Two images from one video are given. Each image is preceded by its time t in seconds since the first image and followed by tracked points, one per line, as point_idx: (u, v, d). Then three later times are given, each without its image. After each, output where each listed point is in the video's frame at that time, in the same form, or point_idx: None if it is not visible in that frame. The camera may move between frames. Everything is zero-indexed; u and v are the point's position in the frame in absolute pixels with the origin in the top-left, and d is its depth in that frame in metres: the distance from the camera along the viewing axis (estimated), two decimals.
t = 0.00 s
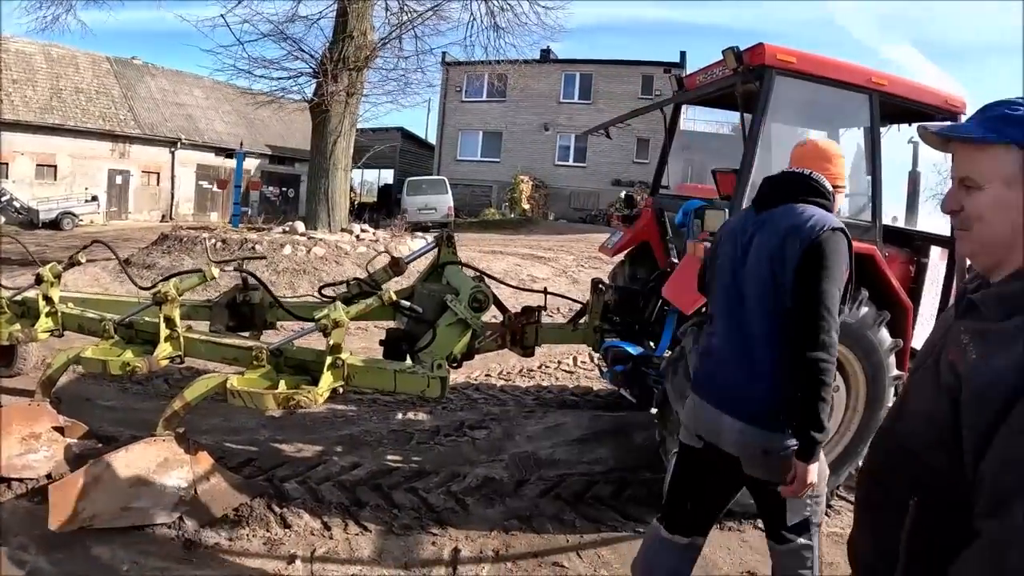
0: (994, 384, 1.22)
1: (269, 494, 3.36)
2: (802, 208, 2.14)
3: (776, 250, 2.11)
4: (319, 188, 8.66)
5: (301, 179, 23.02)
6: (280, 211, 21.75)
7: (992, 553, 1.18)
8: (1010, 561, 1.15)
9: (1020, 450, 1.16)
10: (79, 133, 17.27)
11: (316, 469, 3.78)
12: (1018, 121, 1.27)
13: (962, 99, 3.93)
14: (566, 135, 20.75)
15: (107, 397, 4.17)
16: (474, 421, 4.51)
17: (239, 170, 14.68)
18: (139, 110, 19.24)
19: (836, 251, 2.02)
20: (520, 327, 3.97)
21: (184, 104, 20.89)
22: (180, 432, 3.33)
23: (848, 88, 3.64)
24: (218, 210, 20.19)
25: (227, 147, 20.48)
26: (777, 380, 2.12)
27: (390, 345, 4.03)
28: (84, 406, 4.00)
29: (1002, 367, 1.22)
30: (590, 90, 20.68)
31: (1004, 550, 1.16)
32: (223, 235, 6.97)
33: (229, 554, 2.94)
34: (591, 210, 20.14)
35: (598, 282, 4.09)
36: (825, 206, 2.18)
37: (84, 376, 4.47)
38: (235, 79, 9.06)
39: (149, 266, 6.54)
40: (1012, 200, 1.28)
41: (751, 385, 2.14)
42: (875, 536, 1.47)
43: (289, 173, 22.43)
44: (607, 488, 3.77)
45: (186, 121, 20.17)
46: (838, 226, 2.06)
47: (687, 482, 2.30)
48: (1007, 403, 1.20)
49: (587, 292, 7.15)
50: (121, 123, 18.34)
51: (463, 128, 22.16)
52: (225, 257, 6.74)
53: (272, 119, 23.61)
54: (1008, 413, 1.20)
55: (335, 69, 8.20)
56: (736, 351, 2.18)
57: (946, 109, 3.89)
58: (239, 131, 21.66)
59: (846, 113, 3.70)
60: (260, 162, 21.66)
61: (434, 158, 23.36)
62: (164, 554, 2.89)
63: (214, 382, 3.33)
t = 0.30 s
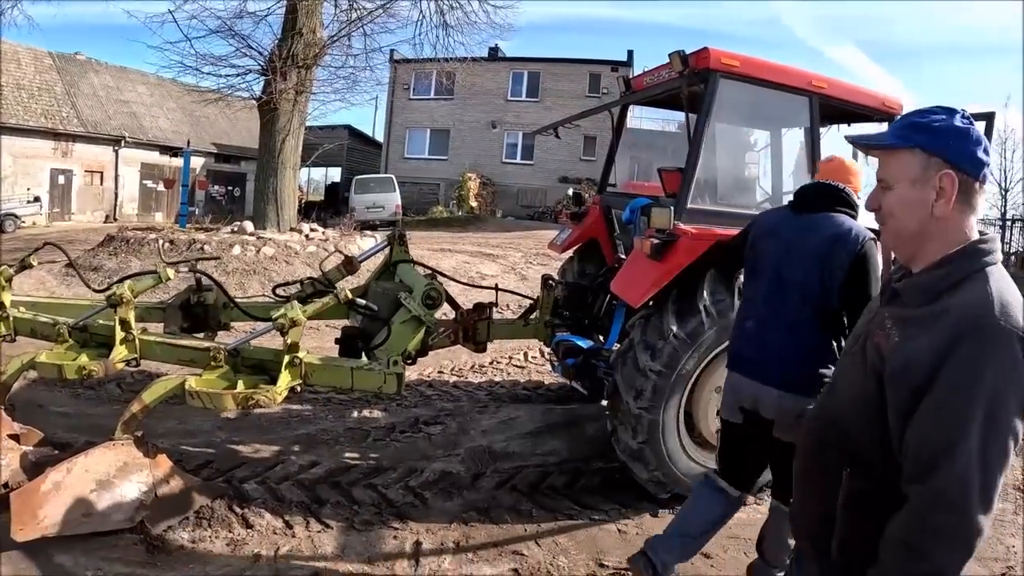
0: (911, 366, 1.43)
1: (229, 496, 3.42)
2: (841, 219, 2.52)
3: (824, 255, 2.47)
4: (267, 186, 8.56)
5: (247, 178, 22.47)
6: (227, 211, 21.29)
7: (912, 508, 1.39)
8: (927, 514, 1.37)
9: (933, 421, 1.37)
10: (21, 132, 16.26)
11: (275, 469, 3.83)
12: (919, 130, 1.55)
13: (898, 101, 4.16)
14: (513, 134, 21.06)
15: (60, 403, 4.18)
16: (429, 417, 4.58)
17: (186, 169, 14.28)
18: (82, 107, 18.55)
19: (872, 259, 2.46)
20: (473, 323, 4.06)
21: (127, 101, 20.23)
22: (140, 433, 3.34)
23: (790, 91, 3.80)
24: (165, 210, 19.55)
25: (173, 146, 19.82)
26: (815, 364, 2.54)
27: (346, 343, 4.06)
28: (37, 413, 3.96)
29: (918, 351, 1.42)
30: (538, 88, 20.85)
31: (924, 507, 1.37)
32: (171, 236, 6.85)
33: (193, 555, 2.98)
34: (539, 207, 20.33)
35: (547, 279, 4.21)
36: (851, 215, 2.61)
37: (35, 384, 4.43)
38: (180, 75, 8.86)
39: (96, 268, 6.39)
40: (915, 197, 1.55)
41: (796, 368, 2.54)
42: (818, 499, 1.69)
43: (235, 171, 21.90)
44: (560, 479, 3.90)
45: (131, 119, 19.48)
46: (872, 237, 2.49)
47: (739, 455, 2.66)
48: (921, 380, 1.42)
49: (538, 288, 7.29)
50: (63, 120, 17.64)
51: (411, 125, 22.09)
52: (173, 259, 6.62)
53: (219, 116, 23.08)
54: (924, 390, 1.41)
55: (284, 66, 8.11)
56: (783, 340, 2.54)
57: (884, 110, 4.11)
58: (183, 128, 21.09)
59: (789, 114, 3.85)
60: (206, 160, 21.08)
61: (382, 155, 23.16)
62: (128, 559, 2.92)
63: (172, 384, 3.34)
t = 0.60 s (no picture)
0: (849, 351, 1.51)
1: (195, 497, 3.45)
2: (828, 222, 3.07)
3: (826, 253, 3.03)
4: (227, 184, 8.46)
5: (207, 175, 21.99)
6: (185, 210, 20.92)
7: (847, 484, 1.47)
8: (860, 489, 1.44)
9: (865, 403, 1.44)
10: None
11: (240, 469, 3.86)
12: (855, 134, 1.63)
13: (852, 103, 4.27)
14: (474, 133, 21.16)
15: (22, 407, 4.16)
16: (391, 415, 4.62)
17: (145, 167, 13.98)
18: (38, 103, 18.06)
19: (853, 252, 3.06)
20: (434, 321, 4.12)
21: (86, 97, 19.72)
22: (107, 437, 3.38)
23: (747, 95, 3.88)
24: (122, 209, 19.08)
25: (130, 143, 19.38)
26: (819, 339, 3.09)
27: (310, 342, 4.10)
28: None
29: (855, 337, 1.50)
30: (500, 86, 20.94)
31: (857, 482, 1.44)
32: (130, 235, 6.75)
33: (160, 555, 3.01)
34: (501, 205, 20.44)
35: (508, 277, 4.28)
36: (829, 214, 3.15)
37: None
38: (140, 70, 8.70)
39: (53, 267, 6.26)
40: (850, 198, 1.63)
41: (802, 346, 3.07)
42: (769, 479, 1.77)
43: (194, 169, 21.46)
44: (523, 474, 3.99)
45: (88, 115, 18.94)
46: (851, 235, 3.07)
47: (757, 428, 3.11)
48: (857, 363, 1.49)
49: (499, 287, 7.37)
50: (18, 115, 17.14)
51: (372, 123, 21.97)
52: (132, 259, 6.53)
53: (177, 112, 22.63)
54: (860, 375, 1.49)
55: (245, 64, 8.04)
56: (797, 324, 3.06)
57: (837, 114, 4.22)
58: (140, 124, 20.65)
59: (745, 116, 3.93)
60: (165, 157, 20.60)
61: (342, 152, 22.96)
62: (95, 563, 2.94)
63: (135, 384, 3.40)
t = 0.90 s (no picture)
0: (819, 348, 1.54)
1: (185, 500, 3.48)
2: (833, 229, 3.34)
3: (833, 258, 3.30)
4: (214, 187, 8.45)
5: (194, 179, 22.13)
6: (173, 212, 20.83)
7: (819, 478, 1.49)
8: (832, 482, 1.47)
9: (835, 399, 1.47)
10: None
11: (230, 470, 3.88)
12: (824, 137, 1.65)
13: (836, 105, 4.30)
14: (462, 134, 21.18)
15: (10, 411, 4.16)
16: (380, 417, 4.64)
17: (131, 171, 13.93)
18: (24, 105, 17.94)
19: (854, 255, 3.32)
20: (422, 323, 4.16)
21: (73, 99, 19.68)
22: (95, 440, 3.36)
23: (730, 98, 3.91)
24: (109, 212, 18.99)
25: (118, 146, 19.29)
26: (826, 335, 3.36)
27: (297, 344, 4.12)
28: None
29: (825, 335, 1.53)
30: (490, 88, 20.97)
31: (828, 476, 1.47)
32: (118, 239, 6.74)
33: (151, 558, 3.04)
34: (490, 207, 20.47)
35: (494, 278, 4.30)
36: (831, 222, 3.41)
37: None
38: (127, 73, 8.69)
39: (40, 271, 6.25)
40: (820, 200, 1.66)
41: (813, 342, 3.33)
42: (741, 476, 1.79)
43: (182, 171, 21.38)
44: (510, 474, 4.02)
45: (75, 117, 18.88)
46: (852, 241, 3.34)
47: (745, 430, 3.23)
48: (827, 360, 1.52)
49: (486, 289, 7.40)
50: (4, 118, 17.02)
51: (360, 125, 21.98)
52: (120, 263, 6.52)
53: (165, 114, 22.54)
54: (830, 371, 1.51)
55: (232, 66, 8.03)
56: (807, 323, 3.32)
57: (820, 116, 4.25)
58: (128, 127, 20.60)
59: (729, 119, 3.96)
60: (152, 160, 20.51)
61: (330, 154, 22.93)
62: (86, 565, 2.97)
63: (125, 387, 3.42)
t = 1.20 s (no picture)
0: (786, 349, 1.57)
1: (175, 499, 3.50)
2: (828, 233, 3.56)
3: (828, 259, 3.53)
4: (208, 189, 8.47)
5: (188, 181, 22.06)
6: (165, 214, 20.82)
7: (788, 477, 1.51)
8: (801, 480, 1.49)
9: (801, 399, 1.50)
10: None
11: (221, 471, 3.90)
12: (786, 140, 1.69)
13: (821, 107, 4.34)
14: (455, 137, 21.23)
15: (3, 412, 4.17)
16: (370, 418, 4.67)
17: (123, 173, 13.95)
18: (17, 106, 17.92)
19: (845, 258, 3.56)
20: (411, 324, 4.18)
21: (65, 101, 19.69)
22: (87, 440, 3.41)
23: (717, 101, 3.93)
24: (102, 214, 18.98)
25: (111, 148, 19.30)
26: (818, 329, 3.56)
27: (287, 346, 4.14)
28: None
29: (792, 336, 1.56)
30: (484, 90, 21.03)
31: (796, 474, 1.49)
32: (112, 241, 6.76)
33: (143, 557, 3.08)
34: (484, 209, 20.50)
35: (483, 281, 4.33)
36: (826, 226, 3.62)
37: None
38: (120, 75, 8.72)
39: (33, 273, 6.26)
40: (775, 202, 1.70)
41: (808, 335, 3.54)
42: (714, 475, 1.82)
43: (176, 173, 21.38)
44: (498, 474, 4.05)
45: (68, 118, 18.90)
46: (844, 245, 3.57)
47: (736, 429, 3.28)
48: (795, 360, 1.55)
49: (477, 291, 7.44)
50: None
51: (353, 127, 22.03)
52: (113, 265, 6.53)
53: (160, 116, 22.55)
54: (796, 371, 1.54)
55: (225, 69, 8.06)
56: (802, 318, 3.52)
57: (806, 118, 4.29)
58: (122, 129, 20.62)
59: (715, 121, 3.98)
60: (145, 162, 20.52)
61: (324, 156, 22.95)
62: (79, 564, 3.01)
63: (117, 387, 3.44)
